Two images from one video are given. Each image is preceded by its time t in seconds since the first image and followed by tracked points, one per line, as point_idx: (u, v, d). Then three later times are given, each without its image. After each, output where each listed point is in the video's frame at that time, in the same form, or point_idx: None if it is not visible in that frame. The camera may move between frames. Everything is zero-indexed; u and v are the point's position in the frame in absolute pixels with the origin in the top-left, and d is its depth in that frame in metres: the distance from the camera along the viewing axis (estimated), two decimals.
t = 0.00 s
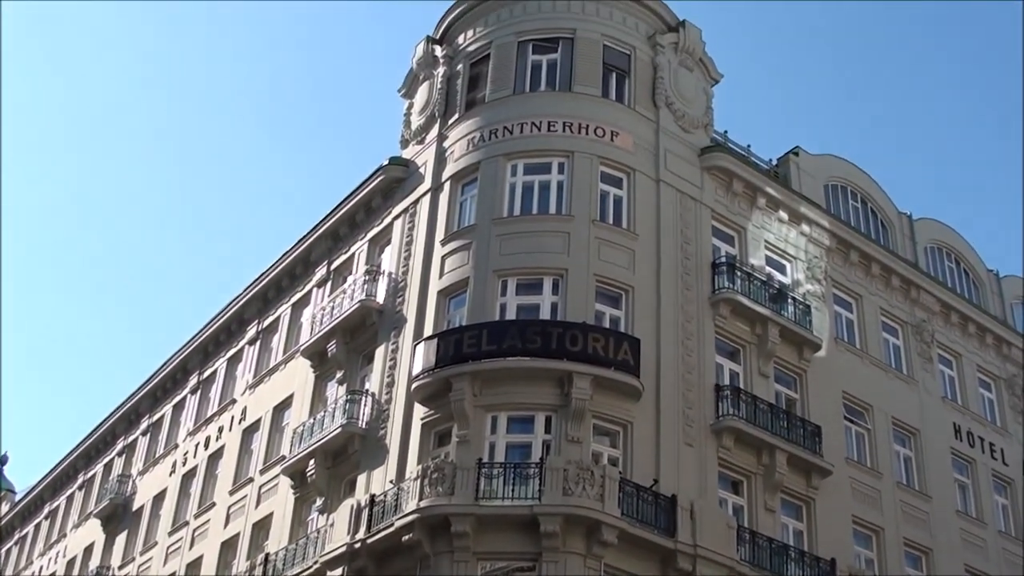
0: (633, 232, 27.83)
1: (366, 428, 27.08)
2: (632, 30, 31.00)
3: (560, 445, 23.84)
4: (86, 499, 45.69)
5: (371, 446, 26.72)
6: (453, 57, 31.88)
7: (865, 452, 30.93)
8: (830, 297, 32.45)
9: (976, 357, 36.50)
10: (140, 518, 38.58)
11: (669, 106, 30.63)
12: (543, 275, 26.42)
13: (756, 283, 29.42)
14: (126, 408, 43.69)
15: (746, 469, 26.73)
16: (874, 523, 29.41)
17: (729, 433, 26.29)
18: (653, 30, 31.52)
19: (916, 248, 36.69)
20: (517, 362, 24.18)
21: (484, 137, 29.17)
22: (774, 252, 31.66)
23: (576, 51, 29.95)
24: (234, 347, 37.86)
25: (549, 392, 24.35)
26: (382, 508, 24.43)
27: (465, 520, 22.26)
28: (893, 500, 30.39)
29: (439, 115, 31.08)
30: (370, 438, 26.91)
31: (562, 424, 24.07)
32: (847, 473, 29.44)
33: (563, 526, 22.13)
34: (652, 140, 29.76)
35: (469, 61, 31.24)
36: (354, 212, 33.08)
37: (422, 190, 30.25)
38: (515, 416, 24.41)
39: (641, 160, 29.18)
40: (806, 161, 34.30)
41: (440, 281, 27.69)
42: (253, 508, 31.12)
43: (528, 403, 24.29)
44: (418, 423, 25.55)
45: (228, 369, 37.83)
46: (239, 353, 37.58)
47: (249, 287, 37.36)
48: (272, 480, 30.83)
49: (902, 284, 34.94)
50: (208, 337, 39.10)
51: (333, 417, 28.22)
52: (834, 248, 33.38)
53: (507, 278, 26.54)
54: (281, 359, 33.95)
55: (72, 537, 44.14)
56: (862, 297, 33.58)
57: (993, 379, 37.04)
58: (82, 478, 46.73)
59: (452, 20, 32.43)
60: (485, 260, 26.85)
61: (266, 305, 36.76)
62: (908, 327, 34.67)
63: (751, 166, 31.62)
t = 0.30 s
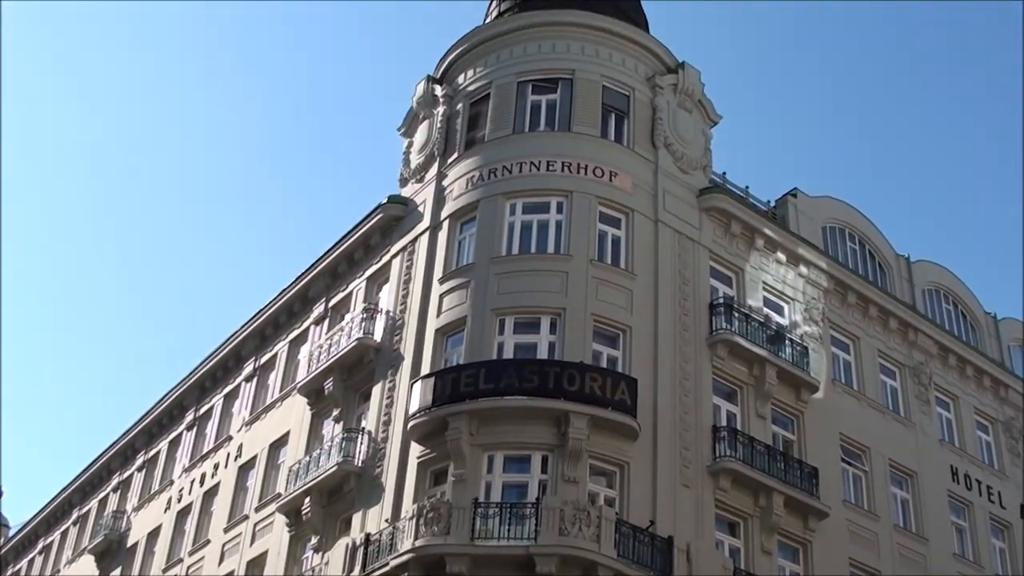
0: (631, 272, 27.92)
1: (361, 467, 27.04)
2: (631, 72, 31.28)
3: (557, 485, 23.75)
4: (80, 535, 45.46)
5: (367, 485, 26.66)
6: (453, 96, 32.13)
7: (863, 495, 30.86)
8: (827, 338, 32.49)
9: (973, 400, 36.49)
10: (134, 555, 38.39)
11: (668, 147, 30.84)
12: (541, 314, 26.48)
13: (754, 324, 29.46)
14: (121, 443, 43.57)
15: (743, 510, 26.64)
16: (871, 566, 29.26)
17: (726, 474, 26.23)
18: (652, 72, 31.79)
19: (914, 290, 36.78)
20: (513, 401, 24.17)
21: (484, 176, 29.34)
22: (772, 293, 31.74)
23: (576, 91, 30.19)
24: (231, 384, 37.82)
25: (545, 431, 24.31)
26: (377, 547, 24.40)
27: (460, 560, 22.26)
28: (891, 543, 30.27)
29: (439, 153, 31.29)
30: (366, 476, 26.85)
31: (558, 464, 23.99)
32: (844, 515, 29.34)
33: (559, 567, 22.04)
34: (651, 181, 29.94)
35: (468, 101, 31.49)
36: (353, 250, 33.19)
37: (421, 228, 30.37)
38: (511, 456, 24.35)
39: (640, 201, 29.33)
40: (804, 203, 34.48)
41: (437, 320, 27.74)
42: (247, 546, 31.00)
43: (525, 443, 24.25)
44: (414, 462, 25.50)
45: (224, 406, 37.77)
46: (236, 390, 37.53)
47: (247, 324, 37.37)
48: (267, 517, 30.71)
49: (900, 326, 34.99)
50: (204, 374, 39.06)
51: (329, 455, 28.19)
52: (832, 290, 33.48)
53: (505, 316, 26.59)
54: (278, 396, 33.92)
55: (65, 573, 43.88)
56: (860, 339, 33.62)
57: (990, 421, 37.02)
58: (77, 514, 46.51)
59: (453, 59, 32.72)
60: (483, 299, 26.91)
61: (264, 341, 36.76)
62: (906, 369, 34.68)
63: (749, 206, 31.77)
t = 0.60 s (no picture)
0: (630, 312, 27.98)
1: (361, 508, 26.95)
2: (629, 113, 31.52)
3: (557, 526, 23.63)
4: None
5: (367, 527, 26.59)
6: (452, 138, 32.36)
7: (864, 534, 30.73)
8: (827, 377, 32.49)
9: (974, 437, 36.40)
10: None
11: (667, 187, 31.01)
12: (540, 354, 26.51)
13: (753, 363, 29.46)
14: (120, 486, 43.43)
15: (745, 550, 26.52)
16: None
17: (727, 514, 26.12)
18: (650, 113, 32.03)
19: (913, 329, 36.82)
20: (513, 442, 24.14)
21: (483, 217, 29.47)
22: (772, 332, 31.78)
23: (574, 132, 30.41)
24: (230, 426, 37.74)
25: (546, 472, 24.24)
26: None
27: None
28: None
29: (438, 195, 31.46)
30: (366, 518, 26.77)
31: (559, 505, 23.89)
32: (846, 555, 29.17)
33: None
34: (649, 221, 30.08)
35: (467, 142, 31.71)
36: (352, 291, 33.27)
37: (420, 269, 30.47)
38: (512, 497, 24.26)
39: (639, 241, 29.45)
40: (803, 242, 34.61)
41: (436, 361, 27.76)
42: None
43: (525, 484, 24.18)
44: (414, 504, 25.44)
45: (223, 448, 37.68)
46: (235, 432, 37.44)
47: (246, 366, 37.37)
48: (266, 560, 30.61)
49: (899, 364, 35.00)
50: (203, 416, 38.99)
51: (329, 497, 28.17)
52: (831, 328, 33.52)
53: (505, 357, 26.62)
54: (277, 438, 33.85)
55: None
56: (860, 378, 33.61)
57: (991, 459, 36.91)
58: (75, 557, 46.28)
59: (452, 101, 32.98)
60: (483, 340, 26.96)
61: (263, 383, 36.75)
62: (906, 407, 34.64)
63: (748, 246, 31.88)
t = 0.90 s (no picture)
0: (625, 351, 28.08)
1: (357, 549, 26.98)
2: (624, 152, 31.81)
3: (554, 566, 23.61)
4: None
5: (362, 567, 26.57)
6: (447, 178, 32.61)
7: (860, 572, 30.70)
8: (822, 415, 32.55)
9: (969, 474, 36.42)
10: None
11: (661, 226, 31.23)
12: (535, 394, 26.57)
13: (748, 402, 29.51)
14: (115, 527, 43.29)
15: None
16: None
17: (723, 553, 26.08)
18: (644, 152, 32.33)
19: (908, 366, 36.94)
20: (509, 481, 24.15)
21: (478, 256, 29.63)
22: (767, 370, 31.87)
23: (569, 172, 30.66)
24: (225, 467, 37.65)
25: (541, 512, 24.22)
26: None
27: None
28: None
29: (433, 234, 31.66)
30: (361, 559, 26.75)
31: (555, 545, 23.86)
32: None
33: None
34: (644, 260, 30.26)
35: (462, 181, 31.95)
36: (347, 331, 33.35)
37: (415, 309, 30.59)
38: (507, 536, 24.23)
39: (633, 279, 29.61)
40: (797, 280, 34.80)
41: (431, 401, 27.81)
42: None
43: (521, 524, 24.15)
44: (410, 544, 25.42)
45: (218, 489, 37.60)
46: (230, 473, 37.37)
47: (241, 406, 37.36)
48: None
49: (894, 402, 35.07)
50: (198, 457, 38.92)
51: (324, 537, 28.26)
52: (826, 366, 33.62)
53: (500, 397, 26.69)
54: (272, 479, 33.79)
55: None
56: (855, 415, 33.68)
57: (987, 496, 36.90)
58: None
59: (446, 141, 33.26)
60: (478, 379, 27.03)
61: (258, 423, 36.72)
62: (901, 445, 34.69)
63: (742, 284, 32.04)
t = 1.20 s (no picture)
0: (613, 370, 28.16)
1: (343, 567, 26.94)
2: (612, 172, 31.99)
3: None
4: None
5: None
6: (435, 196, 32.72)
7: None
8: (809, 434, 32.66)
9: (955, 493, 36.55)
10: None
11: (649, 246, 31.36)
12: (523, 413, 26.62)
13: (735, 420, 29.60)
14: (100, 545, 43.12)
15: None
16: None
17: (710, 571, 26.12)
18: (633, 172, 32.51)
19: (894, 386, 37.09)
20: (497, 500, 24.16)
21: (466, 275, 29.72)
22: (754, 389, 31.99)
23: (558, 192, 30.81)
24: (211, 485, 37.52)
25: (529, 530, 24.23)
26: None
27: None
28: None
29: (421, 253, 31.74)
30: None
31: (542, 563, 23.88)
32: None
33: None
34: (632, 280, 30.38)
35: (450, 200, 32.06)
36: (334, 349, 33.34)
37: (402, 327, 30.63)
38: (494, 555, 24.23)
39: (621, 299, 29.73)
40: (785, 300, 34.97)
41: (419, 419, 27.83)
42: None
43: (508, 542, 24.16)
44: (397, 562, 25.41)
45: (204, 507, 37.49)
46: (216, 491, 37.26)
47: (228, 424, 37.28)
48: None
49: (880, 421, 35.19)
50: (184, 474, 38.80)
51: (311, 555, 28.20)
52: (813, 386, 33.75)
53: (487, 415, 26.72)
54: (258, 497, 33.70)
55: None
56: (841, 434, 33.80)
57: (972, 515, 37.02)
58: None
59: (435, 160, 33.39)
60: (466, 397, 27.07)
61: (245, 441, 36.63)
62: (887, 464, 34.80)
63: (729, 303, 32.18)
